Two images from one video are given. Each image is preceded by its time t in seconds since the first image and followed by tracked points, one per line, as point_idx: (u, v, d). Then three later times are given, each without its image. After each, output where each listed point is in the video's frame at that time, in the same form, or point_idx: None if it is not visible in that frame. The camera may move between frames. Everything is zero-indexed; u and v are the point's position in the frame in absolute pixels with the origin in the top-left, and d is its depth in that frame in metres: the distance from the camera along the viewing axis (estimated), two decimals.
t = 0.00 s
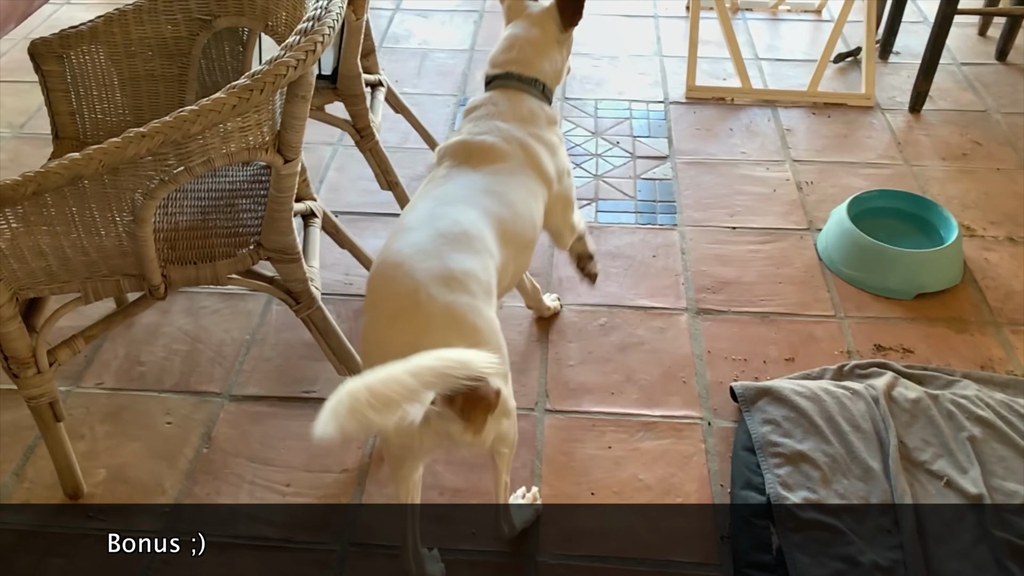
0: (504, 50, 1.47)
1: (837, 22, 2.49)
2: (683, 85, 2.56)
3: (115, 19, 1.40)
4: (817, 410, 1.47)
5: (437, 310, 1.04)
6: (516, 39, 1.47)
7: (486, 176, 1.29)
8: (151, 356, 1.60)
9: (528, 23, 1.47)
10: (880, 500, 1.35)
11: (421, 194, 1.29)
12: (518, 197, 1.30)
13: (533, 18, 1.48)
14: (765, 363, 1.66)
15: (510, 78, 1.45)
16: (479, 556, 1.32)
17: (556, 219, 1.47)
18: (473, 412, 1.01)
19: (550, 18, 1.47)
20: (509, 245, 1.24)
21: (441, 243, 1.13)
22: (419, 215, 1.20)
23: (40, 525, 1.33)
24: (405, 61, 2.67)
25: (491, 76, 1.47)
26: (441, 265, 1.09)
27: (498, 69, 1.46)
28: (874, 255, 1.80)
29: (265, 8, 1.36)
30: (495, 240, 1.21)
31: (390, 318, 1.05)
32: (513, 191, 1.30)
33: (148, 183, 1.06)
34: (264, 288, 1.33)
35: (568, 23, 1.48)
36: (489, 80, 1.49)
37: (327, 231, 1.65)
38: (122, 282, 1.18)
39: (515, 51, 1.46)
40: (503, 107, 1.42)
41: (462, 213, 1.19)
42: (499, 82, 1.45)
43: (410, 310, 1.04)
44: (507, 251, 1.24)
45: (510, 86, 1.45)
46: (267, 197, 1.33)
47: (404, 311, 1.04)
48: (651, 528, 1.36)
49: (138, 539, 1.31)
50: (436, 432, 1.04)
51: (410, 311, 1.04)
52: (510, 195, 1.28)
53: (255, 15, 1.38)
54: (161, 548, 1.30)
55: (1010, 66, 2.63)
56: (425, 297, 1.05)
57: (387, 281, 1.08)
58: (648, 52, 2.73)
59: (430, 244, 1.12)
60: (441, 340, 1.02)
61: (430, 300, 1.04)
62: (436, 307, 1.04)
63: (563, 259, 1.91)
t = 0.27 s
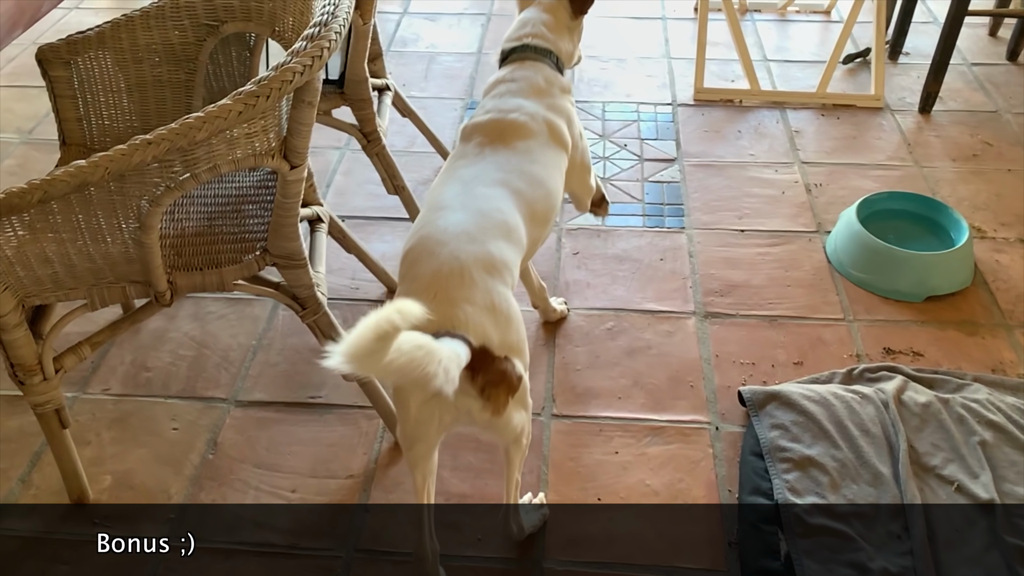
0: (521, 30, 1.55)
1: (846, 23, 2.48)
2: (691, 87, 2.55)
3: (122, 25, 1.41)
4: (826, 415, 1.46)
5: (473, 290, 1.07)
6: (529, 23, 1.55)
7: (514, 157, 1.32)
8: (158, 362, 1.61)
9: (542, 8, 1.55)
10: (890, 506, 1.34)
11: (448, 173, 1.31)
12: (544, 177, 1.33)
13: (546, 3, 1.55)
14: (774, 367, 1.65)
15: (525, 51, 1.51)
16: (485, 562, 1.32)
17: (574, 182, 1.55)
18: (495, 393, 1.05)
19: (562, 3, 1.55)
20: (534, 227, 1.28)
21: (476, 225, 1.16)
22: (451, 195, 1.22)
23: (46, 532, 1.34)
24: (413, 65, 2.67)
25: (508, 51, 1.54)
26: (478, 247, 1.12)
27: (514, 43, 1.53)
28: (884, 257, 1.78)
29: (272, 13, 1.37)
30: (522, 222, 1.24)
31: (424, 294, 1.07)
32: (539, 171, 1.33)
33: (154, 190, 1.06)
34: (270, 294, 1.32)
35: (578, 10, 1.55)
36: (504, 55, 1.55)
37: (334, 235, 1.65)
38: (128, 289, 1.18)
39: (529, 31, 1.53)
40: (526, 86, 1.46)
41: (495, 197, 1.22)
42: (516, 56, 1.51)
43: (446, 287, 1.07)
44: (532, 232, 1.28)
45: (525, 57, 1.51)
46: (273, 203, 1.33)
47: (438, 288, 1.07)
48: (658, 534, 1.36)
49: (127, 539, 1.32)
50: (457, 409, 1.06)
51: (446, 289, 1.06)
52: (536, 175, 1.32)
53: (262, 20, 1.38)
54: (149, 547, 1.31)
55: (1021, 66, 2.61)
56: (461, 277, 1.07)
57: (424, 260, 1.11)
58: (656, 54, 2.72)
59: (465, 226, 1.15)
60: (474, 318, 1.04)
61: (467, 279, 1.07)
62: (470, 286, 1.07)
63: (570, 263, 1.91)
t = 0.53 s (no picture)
0: (534, 13, 1.62)
1: (852, 25, 2.47)
2: (695, 89, 2.55)
3: (125, 31, 1.41)
4: (832, 420, 1.45)
5: (496, 257, 1.10)
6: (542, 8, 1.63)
7: (533, 127, 1.35)
8: (160, 368, 1.61)
9: None
10: (896, 512, 1.33)
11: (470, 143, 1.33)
12: (564, 147, 1.37)
13: None
14: (779, 372, 1.64)
15: (537, 28, 1.58)
16: (488, 570, 1.31)
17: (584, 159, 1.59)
18: (508, 357, 1.09)
19: None
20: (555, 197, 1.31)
21: (501, 194, 1.18)
22: (475, 166, 1.25)
23: (48, 540, 1.34)
24: (417, 69, 2.67)
25: (520, 31, 1.60)
26: (502, 216, 1.15)
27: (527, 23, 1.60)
28: (890, 261, 1.77)
29: (275, 18, 1.36)
30: (544, 192, 1.27)
31: (448, 259, 1.10)
32: (558, 141, 1.36)
33: (155, 197, 1.06)
34: (272, 301, 1.31)
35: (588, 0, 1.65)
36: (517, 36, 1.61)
37: (337, 240, 1.65)
38: (130, 297, 1.18)
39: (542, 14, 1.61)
40: (540, 61, 1.50)
41: (518, 166, 1.25)
42: (529, 34, 1.58)
43: (470, 253, 1.09)
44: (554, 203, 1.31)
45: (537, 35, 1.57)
46: (275, 208, 1.33)
47: (461, 253, 1.09)
48: (662, 542, 1.35)
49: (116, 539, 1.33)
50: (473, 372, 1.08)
51: (469, 254, 1.09)
52: (557, 144, 1.35)
53: (266, 25, 1.38)
54: (139, 548, 1.33)
55: None
56: (485, 244, 1.10)
57: (450, 227, 1.13)
58: (661, 56, 2.72)
59: (490, 195, 1.18)
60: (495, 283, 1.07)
61: (490, 247, 1.10)
62: (493, 253, 1.10)
63: (574, 267, 1.90)
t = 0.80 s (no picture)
0: None
1: (856, 28, 2.46)
2: (699, 93, 2.54)
3: (126, 36, 1.40)
4: (837, 428, 1.44)
5: (518, 213, 1.11)
6: None
7: (547, 96, 1.39)
8: (161, 374, 1.60)
9: None
10: (902, 522, 1.31)
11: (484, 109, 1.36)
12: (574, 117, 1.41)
13: None
14: (783, 378, 1.63)
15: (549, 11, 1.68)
16: None
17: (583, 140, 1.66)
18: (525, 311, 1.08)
19: None
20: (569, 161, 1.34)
21: (521, 151, 1.20)
22: (492, 126, 1.28)
23: (47, 548, 1.33)
24: (419, 72, 2.67)
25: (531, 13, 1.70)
26: (523, 172, 1.17)
27: (539, 6, 1.70)
28: (896, 266, 1.76)
29: (277, 23, 1.35)
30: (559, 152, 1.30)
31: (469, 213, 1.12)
32: (569, 110, 1.41)
33: (156, 204, 1.05)
34: (274, 307, 1.30)
35: None
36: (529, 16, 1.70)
37: (338, 245, 1.64)
38: (130, 304, 1.17)
39: None
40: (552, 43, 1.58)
41: (534, 128, 1.28)
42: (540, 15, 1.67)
43: (491, 206, 1.11)
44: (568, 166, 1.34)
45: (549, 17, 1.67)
46: (276, 214, 1.32)
47: (484, 207, 1.11)
48: (665, 551, 1.34)
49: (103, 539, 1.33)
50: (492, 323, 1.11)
51: (491, 209, 1.11)
52: (569, 112, 1.39)
53: (267, 30, 1.37)
54: (129, 548, 1.33)
55: None
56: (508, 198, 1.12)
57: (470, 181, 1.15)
58: (664, 59, 2.71)
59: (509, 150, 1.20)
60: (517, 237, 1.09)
61: (512, 201, 1.12)
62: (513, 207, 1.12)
63: (576, 272, 1.89)
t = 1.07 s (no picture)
0: None
1: (862, 30, 2.44)
2: (703, 95, 2.52)
3: (128, 42, 1.39)
4: (845, 435, 1.42)
5: (541, 168, 1.23)
6: None
7: (554, 69, 1.52)
8: (164, 381, 1.60)
9: None
10: (912, 530, 1.30)
11: (497, 82, 1.48)
12: (580, 86, 1.54)
13: None
14: (790, 384, 1.61)
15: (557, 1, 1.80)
16: None
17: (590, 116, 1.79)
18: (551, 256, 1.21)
19: None
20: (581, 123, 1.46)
21: (536, 114, 1.32)
22: (507, 95, 1.39)
23: (50, 557, 1.33)
24: (422, 75, 2.66)
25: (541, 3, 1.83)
26: (541, 132, 1.28)
27: None
28: (903, 271, 1.75)
29: (280, 28, 1.34)
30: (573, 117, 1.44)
31: (493, 169, 1.22)
32: (575, 80, 1.53)
33: (157, 212, 1.04)
34: (277, 314, 1.29)
35: None
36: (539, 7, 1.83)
37: (342, 251, 1.63)
38: (132, 312, 1.16)
39: None
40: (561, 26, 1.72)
41: (546, 94, 1.40)
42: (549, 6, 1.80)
43: (513, 164, 1.22)
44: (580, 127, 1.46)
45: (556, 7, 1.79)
46: (279, 220, 1.31)
47: (506, 164, 1.22)
48: (672, 559, 1.33)
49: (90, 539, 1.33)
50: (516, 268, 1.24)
51: (514, 166, 1.22)
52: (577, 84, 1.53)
53: (269, 35, 1.36)
54: (118, 548, 1.33)
55: None
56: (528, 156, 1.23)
57: (491, 143, 1.26)
58: (669, 62, 2.69)
59: (525, 113, 1.32)
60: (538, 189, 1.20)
61: (532, 159, 1.23)
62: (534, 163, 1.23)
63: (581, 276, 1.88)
